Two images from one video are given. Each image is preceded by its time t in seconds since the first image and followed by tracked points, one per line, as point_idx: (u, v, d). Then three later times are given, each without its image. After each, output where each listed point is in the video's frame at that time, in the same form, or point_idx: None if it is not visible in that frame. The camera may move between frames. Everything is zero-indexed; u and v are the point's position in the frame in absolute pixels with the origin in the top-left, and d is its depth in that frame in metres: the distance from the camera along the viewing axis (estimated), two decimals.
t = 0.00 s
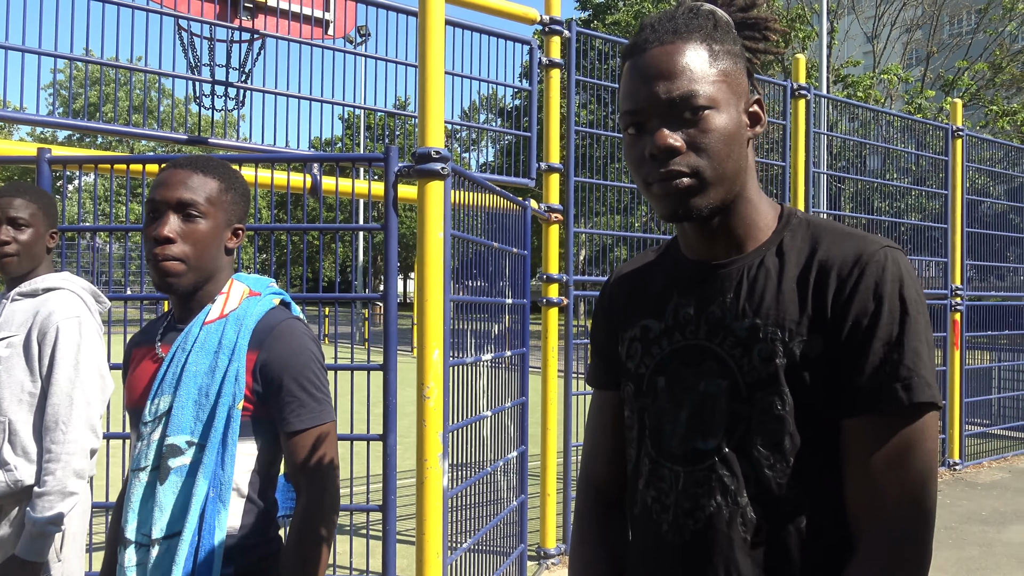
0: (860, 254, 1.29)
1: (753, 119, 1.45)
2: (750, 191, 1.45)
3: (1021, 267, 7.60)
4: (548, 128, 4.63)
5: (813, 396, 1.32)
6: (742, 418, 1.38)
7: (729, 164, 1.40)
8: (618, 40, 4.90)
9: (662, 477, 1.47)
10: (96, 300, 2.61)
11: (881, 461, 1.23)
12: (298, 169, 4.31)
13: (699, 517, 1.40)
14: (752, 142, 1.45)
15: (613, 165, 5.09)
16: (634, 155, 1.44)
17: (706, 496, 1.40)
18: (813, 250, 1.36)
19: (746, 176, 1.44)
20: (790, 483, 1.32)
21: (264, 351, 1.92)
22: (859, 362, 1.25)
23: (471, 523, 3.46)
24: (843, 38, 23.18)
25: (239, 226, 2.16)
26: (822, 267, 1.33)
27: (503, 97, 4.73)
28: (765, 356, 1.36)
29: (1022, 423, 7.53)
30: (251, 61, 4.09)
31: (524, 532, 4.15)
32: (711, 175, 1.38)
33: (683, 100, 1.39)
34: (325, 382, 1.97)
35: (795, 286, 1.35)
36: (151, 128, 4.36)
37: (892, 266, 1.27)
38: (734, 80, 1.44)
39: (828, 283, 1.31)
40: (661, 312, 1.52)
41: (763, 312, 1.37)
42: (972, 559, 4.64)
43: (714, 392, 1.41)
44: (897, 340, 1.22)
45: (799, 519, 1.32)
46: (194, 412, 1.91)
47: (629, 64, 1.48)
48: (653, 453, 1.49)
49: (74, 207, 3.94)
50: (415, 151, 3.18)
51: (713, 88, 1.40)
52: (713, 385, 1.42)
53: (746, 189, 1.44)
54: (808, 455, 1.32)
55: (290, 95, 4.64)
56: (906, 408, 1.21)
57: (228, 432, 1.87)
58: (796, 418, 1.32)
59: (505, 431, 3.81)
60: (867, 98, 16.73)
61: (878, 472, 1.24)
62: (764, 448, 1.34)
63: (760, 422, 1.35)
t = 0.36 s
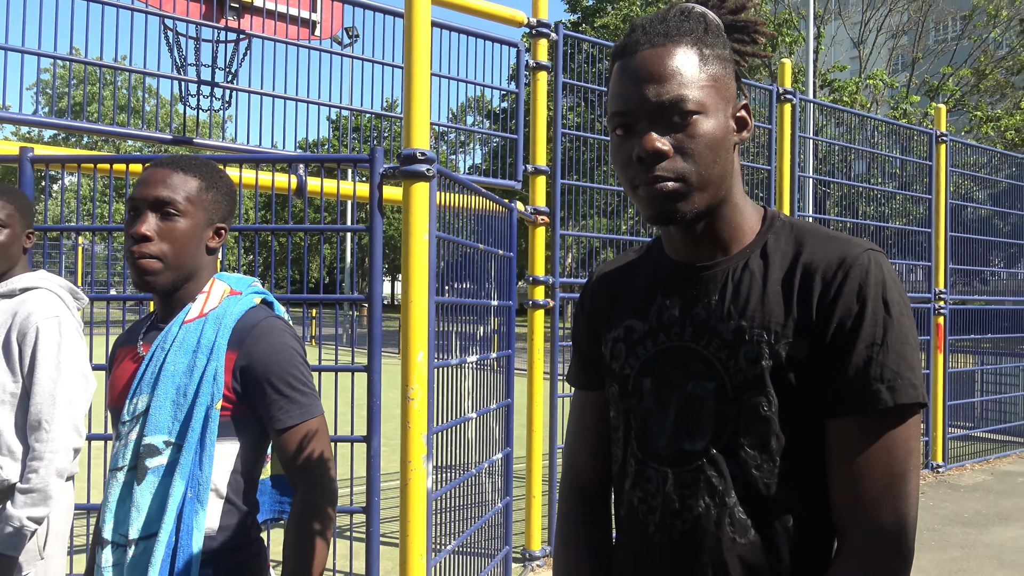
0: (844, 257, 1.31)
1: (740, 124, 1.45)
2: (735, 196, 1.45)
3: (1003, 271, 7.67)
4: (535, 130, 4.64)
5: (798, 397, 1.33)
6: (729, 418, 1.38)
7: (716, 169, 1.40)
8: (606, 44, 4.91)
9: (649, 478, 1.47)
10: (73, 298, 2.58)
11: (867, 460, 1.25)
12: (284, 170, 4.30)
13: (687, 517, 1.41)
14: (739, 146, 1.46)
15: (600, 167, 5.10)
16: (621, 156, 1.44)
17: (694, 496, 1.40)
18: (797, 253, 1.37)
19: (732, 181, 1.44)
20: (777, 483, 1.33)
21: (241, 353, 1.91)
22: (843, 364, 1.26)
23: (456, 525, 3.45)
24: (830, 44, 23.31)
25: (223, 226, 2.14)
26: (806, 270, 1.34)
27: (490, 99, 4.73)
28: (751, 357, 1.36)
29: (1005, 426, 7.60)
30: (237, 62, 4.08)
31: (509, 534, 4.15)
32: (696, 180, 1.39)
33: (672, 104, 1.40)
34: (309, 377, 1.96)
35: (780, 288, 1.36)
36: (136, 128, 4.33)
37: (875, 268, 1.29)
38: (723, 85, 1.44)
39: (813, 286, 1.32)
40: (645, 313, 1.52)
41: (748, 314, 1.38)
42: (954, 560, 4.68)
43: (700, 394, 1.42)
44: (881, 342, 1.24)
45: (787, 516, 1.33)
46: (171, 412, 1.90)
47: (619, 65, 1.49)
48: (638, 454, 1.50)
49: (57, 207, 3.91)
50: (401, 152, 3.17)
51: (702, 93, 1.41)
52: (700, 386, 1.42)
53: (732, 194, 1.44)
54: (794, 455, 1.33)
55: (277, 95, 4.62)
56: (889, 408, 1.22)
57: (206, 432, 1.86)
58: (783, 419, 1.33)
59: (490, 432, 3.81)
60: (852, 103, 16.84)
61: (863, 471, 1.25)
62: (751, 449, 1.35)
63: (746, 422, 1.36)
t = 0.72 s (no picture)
0: (831, 253, 1.32)
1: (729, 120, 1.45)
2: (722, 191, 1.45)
3: (985, 266, 7.74)
4: (519, 128, 4.63)
5: (785, 392, 1.33)
6: (716, 413, 1.39)
7: (703, 164, 1.40)
8: (591, 41, 4.91)
9: (636, 473, 1.47)
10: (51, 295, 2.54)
11: (853, 454, 1.26)
12: (268, 168, 4.27)
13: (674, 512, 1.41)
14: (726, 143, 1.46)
15: (586, 165, 5.10)
16: (610, 148, 1.44)
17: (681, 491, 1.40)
18: (784, 248, 1.38)
19: (719, 176, 1.45)
20: (764, 478, 1.34)
21: (229, 353, 1.90)
22: (830, 359, 1.27)
23: (442, 523, 3.45)
24: (814, 42, 23.42)
25: (207, 224, 2.12)
26: (793, 265, 1.35)
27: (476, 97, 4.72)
28: (739, 353, 1.36)
29: (988, 420, 7.67)
30: (219, 60, 4.05)
31: (496, 532, 4.15)
32: (685, 174, 1.39)
33: (663, 97, 1.40)
34: (299, 376, 1.96)
35: (767, 284, 1.37)
36: (118, 127, 4.29)
37: (862, 264, 1.29)
38: (713, 80, 1.45)
39: (800, 282, 1.33)
40: (632, 308, 1.53)
41: (736, 309, 1.38)
42: (938, 553, 4.71)
43: (688, 389, 1.42)
44: (867, 337, 1.25)
45: (774, 510, 1.34)
46: (156, 413, 1.88)
47: (610, 56, 1.49)
48: (626, 449, 1.49)
49: (39, 207, 3.87)
50: (385, 150, 3.16)
51: (692, 87, 1.41)
52: (687, 381, 1.42)
53: (719, 189, 1.45)
54: (781, 449, 1.34)
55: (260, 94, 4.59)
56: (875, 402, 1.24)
57: (192, 433, 1.85)
58: (770, 414, 1.34)
59: (477, 430, 3.80)
60: (836, 100, 16.95)
61: (850, 465, 1.26)
62: (738, 443, 1.35)
63: (733, 417, 1.36)
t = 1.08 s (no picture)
0: (830, 249, 1.33)
1: (726, 115, 1.45)
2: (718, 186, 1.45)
3: (975, 262, 7.78)
4: (511, 124, 4.63)
5: (784, 387, 1.34)
6: (716, 408, 1.39)
7: (695, 159, 1.40)
8: (583, 38, 4.91)
9: (636, 468, 1.47)
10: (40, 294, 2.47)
11: (853, 449, 1.27)
12: (258, 164, 4.26)
13: (673, 507, 1.41)
14: (722, 139, 1.46)
15: (578, 161, 5.11)
16: (602, 144, 1.44)
17: (679, 486, 1.41)
18: (782, 245, 1.39)
19: (715, 172, 1.44)
20: (763, 473, 1.35)
21: (231, 354, 1.89)
22: (830, 355, 1.28)
23: (435, 520, 3.45)
24: (804, 39, 23.45)
25: (200, 220, 2.11)
26: (791, 261, 1.35)
27: (468, 93, 4.71)
28: (739, 349, 1.37)
29: (977, 414, 7.72)
30: (210, 56, 4.03)
31: (489, 528, 4.16)
32: (677, 171, 1.39)
33: (653, 93, 1.40)
34: (296, 377, 1.95)
35: (766, 279, 1.37)
36: (107, 123, 4.26)
37: (860, 261, 1.31)
38: (708, 75, 1.44)
39: (800, 278, 1.34)
40: (630, 304, 1.52)
41: (735, 305, 1.38)
42: (928, 547, 4.75)
43: (687, 384, 1.42)
44: (867, 333, 1.26)
45: (772, 505, 1.35)
46: (157, 413, 1.88)
47: (605, 54, 1.49)
48: (625, 444, 1.49)
49: (28, 204, 3.84)
50: (376, 146, 3.15)
51: (684, 82, 1.41)
52: (687, 377, 1.42)
53: (715, 185, 1.45)
54: (780, 445, 1.35)
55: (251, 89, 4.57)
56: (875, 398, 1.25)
57: (193, 433, 1.85)
58: (771, 410, 1.35)
59: (469, 427, 3.81)
60: (826, 96, 17.01)
61: (848, 460, 1.28)
62: (737, 438, 1.36)
63: (732, 412, 1.37)
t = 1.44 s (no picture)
0: (826, 245, 1.33)
1: (722, 111, 1.45)
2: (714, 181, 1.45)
3: (965, 258, 7.82)
4: (503, 119, 4.62)
5: (778, 382, 1.35)
6: (711, 403, 1.39)
7: (687, 154, 1.39)
8: (576, 33, 4.91)
9: (631, 461, 1.47)
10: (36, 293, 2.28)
11: (846, 443, 1.28)
12: (249, 159, 4.23)
13: (668, 500, 1.41)
14: (718, 134, 1.46)
15: (571, 157, 5.10)
16: (597, 137, 1.44)
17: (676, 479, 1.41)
18: (778, 240, 1.39)
19: (710, 167, 1.44)
20: (757, 466, 1.35)
21: (219, 350, 1.88)
22: (825, 350, 1.29)
23: (427, 515, 3.45)
24: (796, 35, 23.47)
25: (189, 213, 2.09)
26: (787, 257, 1.36)
27: (460, 88, 4.69)
28: (734, 344, 1.37)
29: (967, 410, 7.76)
30: (201, 49, 4.01)
31: (481, 523, 4.16)
32: (670, 166, 1.39)
33: (648, 87, 1.39)
34: (285, 376, 1.94)
35: (762, 274, 1.38)
36: (97, 117, 4.23)
37: (856, 257, 1.32)
38: (704, 70, 1.44)
39: (796, 274, 1.34)
40: (627, 298, 1.52)
41: (731, 300, 1.39)
42: (918, 542, 4.78)
43: (683, 379, 1.42)
44: (861, 330, 1.27)
45: (767, 497, 1.35)
46: (144, 410, 1.87)
47: (603, 48, 1.49)
48: (620, 438, 1.49)
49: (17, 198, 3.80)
50: (368, 141, 3.14)
51: (678, 77, 1.40)
52: (683, 371, 1.42)
53: (711, 180, 1.45)
54: (775, 439, 1.35)
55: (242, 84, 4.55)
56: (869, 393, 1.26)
57: (180, 430, 1.84)
58: (767, 404, 1.35)
59: (462, 422, 3.81)
60: (818, 92, 17.03)
61: (841, 454, 1.28)
62: (732, 432, 1.36)
63: (727, 407, 1.37)
